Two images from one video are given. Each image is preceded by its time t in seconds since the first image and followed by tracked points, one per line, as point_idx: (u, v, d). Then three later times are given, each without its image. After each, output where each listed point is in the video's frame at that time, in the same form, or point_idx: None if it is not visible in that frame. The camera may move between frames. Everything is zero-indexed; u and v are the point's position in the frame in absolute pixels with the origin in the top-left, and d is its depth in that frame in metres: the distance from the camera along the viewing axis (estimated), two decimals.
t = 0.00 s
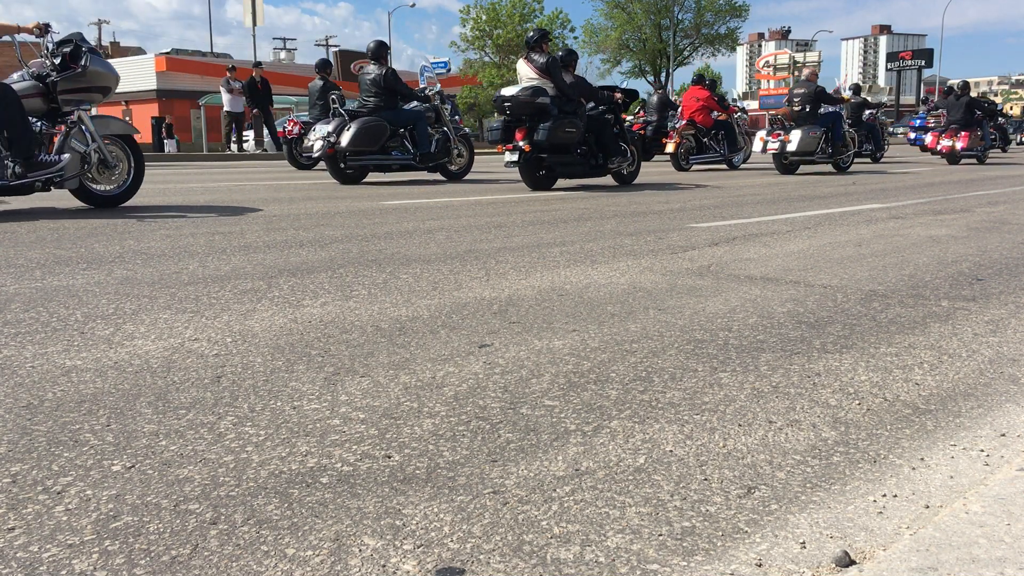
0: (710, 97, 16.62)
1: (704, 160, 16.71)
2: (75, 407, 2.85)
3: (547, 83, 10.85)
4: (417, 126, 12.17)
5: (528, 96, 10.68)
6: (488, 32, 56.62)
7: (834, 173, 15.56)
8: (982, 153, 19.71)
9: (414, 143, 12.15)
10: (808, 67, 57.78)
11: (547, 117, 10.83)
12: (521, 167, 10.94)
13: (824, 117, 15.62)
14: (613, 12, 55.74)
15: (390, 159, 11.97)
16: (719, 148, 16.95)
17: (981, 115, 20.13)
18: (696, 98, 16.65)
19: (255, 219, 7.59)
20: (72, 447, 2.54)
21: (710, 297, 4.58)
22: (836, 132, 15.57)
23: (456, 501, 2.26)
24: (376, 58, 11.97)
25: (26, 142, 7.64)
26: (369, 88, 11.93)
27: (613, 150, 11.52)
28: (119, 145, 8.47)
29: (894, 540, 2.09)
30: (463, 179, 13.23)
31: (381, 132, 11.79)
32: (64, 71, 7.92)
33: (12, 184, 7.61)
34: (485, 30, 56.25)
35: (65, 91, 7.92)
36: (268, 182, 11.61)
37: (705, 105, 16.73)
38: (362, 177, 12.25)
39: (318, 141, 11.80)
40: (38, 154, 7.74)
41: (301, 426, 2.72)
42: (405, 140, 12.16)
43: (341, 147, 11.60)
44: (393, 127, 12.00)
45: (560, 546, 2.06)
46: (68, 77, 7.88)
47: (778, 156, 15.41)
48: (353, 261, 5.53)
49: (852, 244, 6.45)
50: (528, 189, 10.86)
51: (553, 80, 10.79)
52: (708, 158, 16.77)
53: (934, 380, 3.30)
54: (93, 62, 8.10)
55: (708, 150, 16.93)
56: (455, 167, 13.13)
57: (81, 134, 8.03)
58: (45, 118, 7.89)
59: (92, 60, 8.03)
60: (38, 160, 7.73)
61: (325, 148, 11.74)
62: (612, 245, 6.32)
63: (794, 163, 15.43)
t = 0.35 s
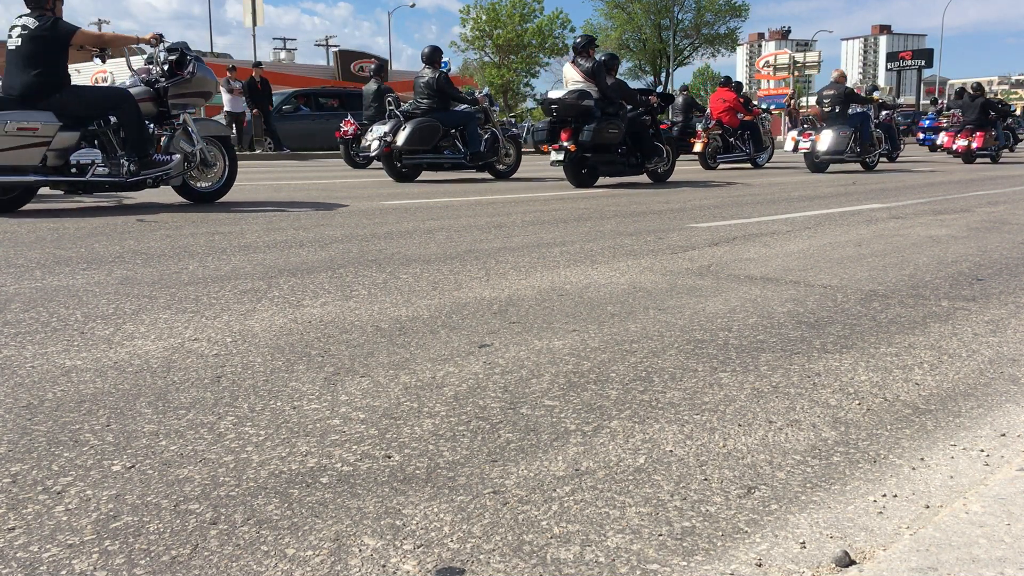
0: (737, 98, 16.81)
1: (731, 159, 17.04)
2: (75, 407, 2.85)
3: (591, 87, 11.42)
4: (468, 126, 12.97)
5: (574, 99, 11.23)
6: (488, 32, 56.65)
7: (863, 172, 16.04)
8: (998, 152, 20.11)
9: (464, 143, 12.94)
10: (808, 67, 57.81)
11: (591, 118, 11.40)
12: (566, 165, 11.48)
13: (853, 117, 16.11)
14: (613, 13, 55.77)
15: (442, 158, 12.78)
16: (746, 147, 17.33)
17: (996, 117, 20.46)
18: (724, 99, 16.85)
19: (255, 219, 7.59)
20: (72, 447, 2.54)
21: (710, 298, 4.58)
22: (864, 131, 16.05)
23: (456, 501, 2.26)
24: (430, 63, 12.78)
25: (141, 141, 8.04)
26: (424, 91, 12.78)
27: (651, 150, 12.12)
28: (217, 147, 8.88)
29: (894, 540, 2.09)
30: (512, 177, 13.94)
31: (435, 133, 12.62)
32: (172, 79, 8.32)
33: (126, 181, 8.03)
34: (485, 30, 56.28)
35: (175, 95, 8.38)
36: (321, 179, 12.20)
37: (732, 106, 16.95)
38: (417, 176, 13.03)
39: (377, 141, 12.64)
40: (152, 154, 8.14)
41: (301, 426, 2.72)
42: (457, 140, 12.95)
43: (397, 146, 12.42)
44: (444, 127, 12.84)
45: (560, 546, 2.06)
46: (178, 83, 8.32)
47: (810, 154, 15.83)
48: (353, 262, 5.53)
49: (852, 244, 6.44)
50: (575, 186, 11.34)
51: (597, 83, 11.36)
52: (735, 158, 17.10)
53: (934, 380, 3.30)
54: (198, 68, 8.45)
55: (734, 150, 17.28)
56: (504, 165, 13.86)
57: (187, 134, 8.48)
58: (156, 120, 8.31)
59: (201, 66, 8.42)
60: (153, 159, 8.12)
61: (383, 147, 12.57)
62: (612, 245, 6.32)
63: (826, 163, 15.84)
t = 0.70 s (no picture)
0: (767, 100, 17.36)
1: (758, 159, 17.69)
2: (75, 407, 2.85)
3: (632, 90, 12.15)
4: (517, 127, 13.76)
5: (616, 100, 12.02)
6: (488, 32, 56.66)
7: (889, 170, 16.82)
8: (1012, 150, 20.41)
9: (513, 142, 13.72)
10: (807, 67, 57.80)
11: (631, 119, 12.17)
12: (609, 163, 12.33)
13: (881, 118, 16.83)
14: (613, 13, 55.78)
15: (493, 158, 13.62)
16: (773, 147, 18.04)
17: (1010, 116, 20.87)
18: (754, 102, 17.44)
19: (255, 219, 7.59)
20: (72, 447, 2.54)
21: (710, 298, 4.58)
22: (890, 131, 16.76)
23: (456, 501, 2.26)
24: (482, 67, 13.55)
25: (244, 141, 8.88)
26: (476, 93, 13.59)
27: (690, 147, 12.75)
28: (308, 148, 9.71)
29: (894, 540, 2.09)
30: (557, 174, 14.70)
31: (487, 134, 13.45)
32: (270, 85, 9.22)
33: (230, 179, 8.89)
34: (485, 30, 56.28)
35: (274, 99, 9.23)
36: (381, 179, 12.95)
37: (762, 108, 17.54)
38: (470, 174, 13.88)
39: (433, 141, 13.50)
40: (254, 154, 8.96)
41: (301, 426, 2.72)
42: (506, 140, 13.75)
43: (452, 147, 13.30)
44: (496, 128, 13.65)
45: (560, 546, 2.06)
46: (276, 88, 9.18)
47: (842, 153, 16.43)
48: (353, 262, 5.53)
49: (852, 244, 6.45)
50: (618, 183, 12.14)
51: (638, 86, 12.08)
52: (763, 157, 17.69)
53: (934, 380, 3.30)
54: (293, 76, 9.33)
55: (762, 150, 17.94)
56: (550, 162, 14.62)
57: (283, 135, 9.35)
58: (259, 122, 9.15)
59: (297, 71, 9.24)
60: (255, 158, 8.96)
61: (439, 147, 13.45)
62: (612, 245, 6.32)
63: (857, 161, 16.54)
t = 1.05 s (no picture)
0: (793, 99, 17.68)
1: (785, 157, 17.90)
2: (75, 407, 2.85)
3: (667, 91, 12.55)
4: (558, 128, 14.09)
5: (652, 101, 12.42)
6: (488, 32, 56.67)
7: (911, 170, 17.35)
8: None
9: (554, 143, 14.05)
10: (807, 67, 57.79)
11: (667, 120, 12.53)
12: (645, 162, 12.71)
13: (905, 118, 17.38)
14: (613, 13, 55.79)
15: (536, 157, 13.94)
16: (798, 146, 18.24)
17: None
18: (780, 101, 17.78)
19: (255, 219, 7.59)
20: (72, 447, 2.54)
21: (710, 297, 4.58)
22: (914, 132, 17.30)
23: (456, 501, 2.26)
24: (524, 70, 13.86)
25: (325, 142, 9.38)
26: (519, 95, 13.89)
27: (725, 147, 12.98)
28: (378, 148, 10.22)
29: (894, 540, 2.09)
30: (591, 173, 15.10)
31: (533, 135, 13.76)
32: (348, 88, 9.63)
33: (311, 177, 9.37)
34: (485, 30, 56.31)
35: (350, 102, 9.65)
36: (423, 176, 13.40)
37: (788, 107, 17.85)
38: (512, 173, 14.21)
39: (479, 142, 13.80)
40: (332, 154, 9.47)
41: (301, 426, 2.72)
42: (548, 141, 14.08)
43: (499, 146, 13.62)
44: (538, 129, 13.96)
45: (560, 546, 2.06)
46: (353, 91, 9.57)
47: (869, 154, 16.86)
48: (353, 262, 5.53)
49: (852, 244, 6.44)
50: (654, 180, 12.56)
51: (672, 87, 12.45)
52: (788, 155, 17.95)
53: (934, 380, 3.30)
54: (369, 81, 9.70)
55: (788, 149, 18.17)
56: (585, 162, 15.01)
57: (357, 137, 9.86)
58: (337, 125, 9.65)
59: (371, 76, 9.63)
60: (333, 158, 9.45)
61: (487, 147, 13.78)
62: (612, 245, 6.32)
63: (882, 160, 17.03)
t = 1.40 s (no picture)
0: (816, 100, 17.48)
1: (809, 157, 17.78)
2: (75, 407, 2.85)
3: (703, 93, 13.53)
4: (596, 129, 14.78)
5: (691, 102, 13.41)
6: (488, 32, 56.67)
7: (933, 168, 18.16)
8: None
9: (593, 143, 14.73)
10: (807, 67, 57.79)
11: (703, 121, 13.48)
12: (682, 161, 13.57)
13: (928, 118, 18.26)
14: (612, 13, 55.76)
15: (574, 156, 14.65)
16: (822, 146, 18.27)
17: None
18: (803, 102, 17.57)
19: (256, 219, 7.60)
20: (72, 447, 2.54)
21: (710, 298, 4.58)
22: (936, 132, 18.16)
23: (456, 501, 2.26)
24: (565, 73, 14.57)
25: (403, 143, 9.98)
26: (560, 97, 14.57)
27: (758, 148, 13.78)
28: (450, 148, 10.82)
29: (894, 540, 2.09)
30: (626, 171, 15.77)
31: (570, 136, 14.46)
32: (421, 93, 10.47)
33: (390, 175, 9.98)
34: (485, 30, 56.28)
35: (425, 105, 10.49)
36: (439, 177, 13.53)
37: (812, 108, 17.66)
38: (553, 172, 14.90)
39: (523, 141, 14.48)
40: (410, 153, 10.07)
41: (301, 426, 2.72)
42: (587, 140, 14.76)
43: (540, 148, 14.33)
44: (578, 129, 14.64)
45: (560, 546, 2.06)
46: (427, 95, 10.41)
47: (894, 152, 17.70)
48: (353, 262, 5.53)
49: (852, 244, 6.45)
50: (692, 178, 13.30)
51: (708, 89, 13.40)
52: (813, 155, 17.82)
53: (934, 380, 3.30)
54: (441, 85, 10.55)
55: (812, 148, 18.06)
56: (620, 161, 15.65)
57: (429, 138, 10.49)
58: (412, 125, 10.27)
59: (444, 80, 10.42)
60: (409, 158, 10.05)
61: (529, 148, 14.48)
62: (612, 245, 6.32)
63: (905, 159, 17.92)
